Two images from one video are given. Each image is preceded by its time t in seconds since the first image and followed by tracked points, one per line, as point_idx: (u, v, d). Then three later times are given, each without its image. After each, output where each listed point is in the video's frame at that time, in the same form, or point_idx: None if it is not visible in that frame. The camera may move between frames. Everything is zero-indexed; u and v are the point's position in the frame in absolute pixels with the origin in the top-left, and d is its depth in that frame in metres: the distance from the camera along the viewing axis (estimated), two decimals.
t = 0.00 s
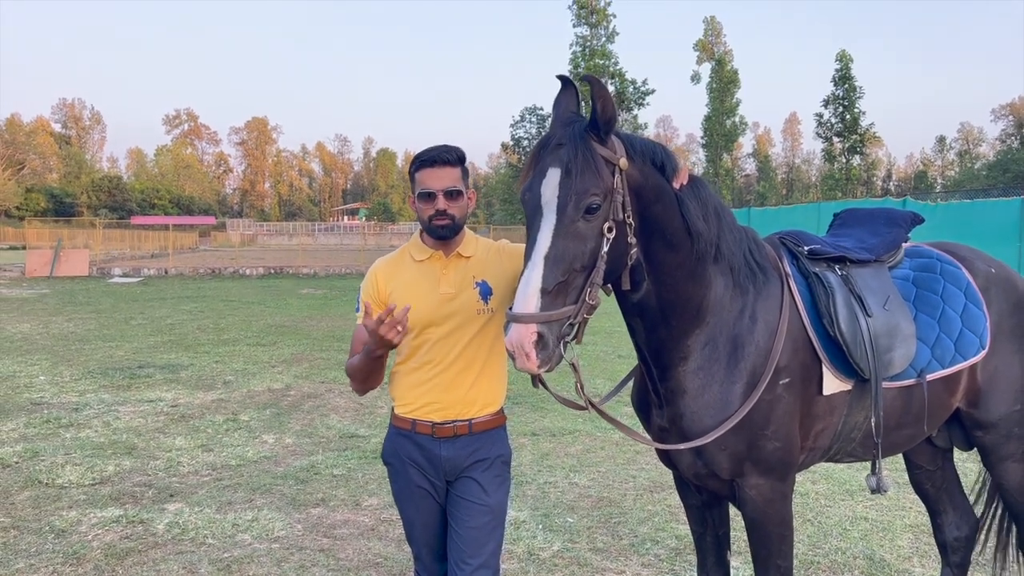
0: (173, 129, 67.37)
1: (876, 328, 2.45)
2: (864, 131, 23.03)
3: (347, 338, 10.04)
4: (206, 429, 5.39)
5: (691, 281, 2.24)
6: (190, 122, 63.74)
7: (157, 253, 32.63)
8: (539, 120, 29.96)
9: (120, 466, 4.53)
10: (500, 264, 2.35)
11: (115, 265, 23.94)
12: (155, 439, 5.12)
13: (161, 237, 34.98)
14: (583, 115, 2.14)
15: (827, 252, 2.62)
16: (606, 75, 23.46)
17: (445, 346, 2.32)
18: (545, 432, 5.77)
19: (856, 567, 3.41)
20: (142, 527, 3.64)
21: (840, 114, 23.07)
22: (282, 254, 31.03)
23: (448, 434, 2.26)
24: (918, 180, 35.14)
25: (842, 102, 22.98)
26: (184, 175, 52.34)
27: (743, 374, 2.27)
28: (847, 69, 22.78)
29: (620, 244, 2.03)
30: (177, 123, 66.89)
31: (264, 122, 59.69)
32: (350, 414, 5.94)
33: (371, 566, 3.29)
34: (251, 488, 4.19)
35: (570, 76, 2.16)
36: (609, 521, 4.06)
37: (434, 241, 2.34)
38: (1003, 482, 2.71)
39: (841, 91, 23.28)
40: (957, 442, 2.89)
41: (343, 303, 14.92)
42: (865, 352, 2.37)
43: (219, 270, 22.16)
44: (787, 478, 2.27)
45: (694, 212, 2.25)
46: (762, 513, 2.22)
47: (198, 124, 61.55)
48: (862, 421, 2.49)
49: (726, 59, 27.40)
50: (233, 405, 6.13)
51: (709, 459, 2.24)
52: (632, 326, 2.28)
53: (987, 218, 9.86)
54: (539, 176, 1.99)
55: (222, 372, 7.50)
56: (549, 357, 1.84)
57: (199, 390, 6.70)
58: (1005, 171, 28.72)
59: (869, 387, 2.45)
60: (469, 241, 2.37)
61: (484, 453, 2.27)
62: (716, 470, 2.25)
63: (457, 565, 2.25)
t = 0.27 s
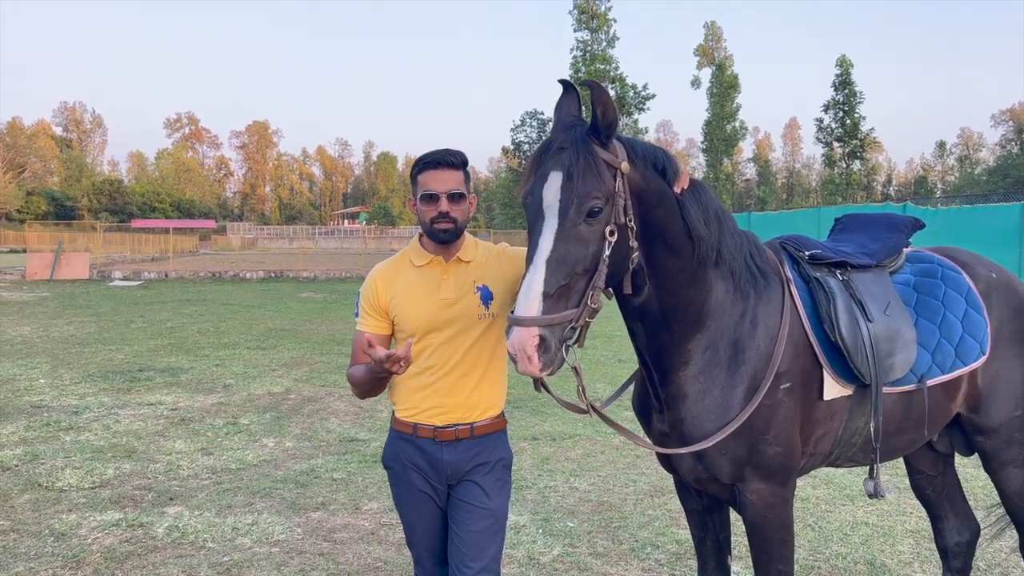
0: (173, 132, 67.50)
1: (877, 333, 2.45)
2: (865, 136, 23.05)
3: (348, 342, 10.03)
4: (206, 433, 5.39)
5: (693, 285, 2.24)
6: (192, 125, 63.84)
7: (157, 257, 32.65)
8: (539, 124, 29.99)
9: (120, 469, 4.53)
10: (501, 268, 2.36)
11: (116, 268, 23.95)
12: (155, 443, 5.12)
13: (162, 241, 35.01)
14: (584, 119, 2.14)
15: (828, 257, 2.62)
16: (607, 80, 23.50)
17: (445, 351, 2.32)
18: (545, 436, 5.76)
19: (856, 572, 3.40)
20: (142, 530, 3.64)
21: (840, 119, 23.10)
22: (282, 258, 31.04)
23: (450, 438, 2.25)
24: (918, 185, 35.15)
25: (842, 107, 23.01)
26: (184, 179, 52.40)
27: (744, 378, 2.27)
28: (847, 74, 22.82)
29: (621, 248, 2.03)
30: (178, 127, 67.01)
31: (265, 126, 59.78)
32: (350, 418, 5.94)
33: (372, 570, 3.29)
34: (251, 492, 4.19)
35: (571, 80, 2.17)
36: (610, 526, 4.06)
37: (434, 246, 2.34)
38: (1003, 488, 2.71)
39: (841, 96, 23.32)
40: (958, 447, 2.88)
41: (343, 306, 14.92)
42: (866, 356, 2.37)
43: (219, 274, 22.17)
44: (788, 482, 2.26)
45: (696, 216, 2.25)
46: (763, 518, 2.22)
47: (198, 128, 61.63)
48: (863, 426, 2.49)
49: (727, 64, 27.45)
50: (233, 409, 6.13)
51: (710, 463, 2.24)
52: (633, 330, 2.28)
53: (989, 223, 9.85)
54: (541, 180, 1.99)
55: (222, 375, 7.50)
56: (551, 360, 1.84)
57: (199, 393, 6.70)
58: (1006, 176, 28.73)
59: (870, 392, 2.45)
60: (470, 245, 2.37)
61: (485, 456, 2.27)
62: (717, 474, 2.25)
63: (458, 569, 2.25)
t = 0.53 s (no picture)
0: (174, 135, 67.63)
1: (878, 336, 2.45)
2: (865, 140, 23.05)
3: (348, 345, 10.03)
4: (207, 435, 5.39)
5: (694, 288, 2.25)
6: (193, 128, 63.92)
7: (158, 259, 32.67)
8: (540, 127, 30.01)
9: (121, 471, 4.53)
10: (502, 271, 2.36)
11: (116, 270, 23.96)
12: (156, 445, 5.11)
13: (162, 243, 35.04)
14: (586, 122, 2.15)
15: (830, 260, 2.62)
16: (607, 83, 23.52)
17: (448, 355, 2.32)
18: (546, 439, 5.76)
19: None
20: (143, 532, 3.64)
21: (840, 123, 23.11)
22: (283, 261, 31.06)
23: (453, 439, 2.25)
24: (919, 189, 35.15)
25: (843, 111, 23.02)
26: (185, 181, 52.46)
27: (746, 381, 2.27)
28: (848, 78, 22.83)
29: (623, 251, 2.03)
30: (179, 129, 67.13)
31: (266, 129, 59.85)
32: (350, 421, 5.93)
33: (372, 573, 3.29)
34: (252, 494, 4.18)
35: (573, 83, 2.17)
36: (610, 529, 4.05)
37: (435, 249, 2.34)
38: (1005, 491, 2.70)
39: (841, 100, 23.33)
40: (959, 451, 2.88)
41: (343, 309, 14.93)
42: (867, 359, 2.37)
43: (219, 276, 22.19)
44: (789, 485, 2.26)
45: (697, 219, 2.25)
46: (764, 521, 2.22)
47: (200, 131, 61.71)
48: (864, 429, 2.49)
49: (727, 68, 27.47)
50: (233, 411, 6.12)
51: (711, 466, 2.24)
52: (635, 333, 2.28)
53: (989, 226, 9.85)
54: (543, 183, 2.00)
55: (222, 378, 7.50)
56: (552, 362, 1.84)
57: (200, 395, 6.70)
58: (1006, 181, 28.72)
59: (872, 395, 2.45)
60: (470, 249, 2.37)
61: (488, 458, 2.27)
62: (718, 477, 2.25)
63: (460, 570, 2.24)
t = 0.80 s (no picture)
0: (175, 135, 67.72)
1: (879, 336, 2.45)
2: (866, 141, 23.05)
3: (349, 345, 10.04)
4: (208, 435, 5.39)
5: (695, 288, 2.25)
6: (194, 129, 63.98)
7: (159, 260, 32.70)
8: (541, 128, 30.02)
9: (122, 471, 4.53)
10: (503, 271, 2.36)
11: (117, 271, 23.97)
12: (157, 445, 5.12)
13: (163, 244, 35.08)
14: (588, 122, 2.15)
15: (830, 260, 2.62)
16: (609, 84, 23.52)
17: (449, 357, 2.33)
18: (547, 439, 5.76)
19: None
20: (144, 532, 3.64)
21: (842, 124, 23.11)
22: (284, 261, 31.08)
23: (457, 438, 2.26)
24: (920, 191, 35.13)
25: (844, 112, 23.02)
26: (186, 182, 52.52)
27: (747, 381, 2.27)
28: (849, 79, 22.83)
29: (624, 252, 2.03)
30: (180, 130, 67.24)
31: (267, 129, 59.90)
32: (351, 421, 5.94)
33: (373, 572, 3.29)
34: (253, 494, 4.19)
35: (575, 83, 2.17)
36: (611, 529, 4.05)
37: (432, 252, 2.34)
38: (1005, 492, 2.70)
39: (843, 101, 23.33)
40: (960, 451, 2.88)
41: (344, 310, 14.94)
42: (868, 359, 2.37)
43: (220, 276, 22.20)
44: (790, 485, 2.26)
45: (698, 219, 2.25)
46: (766, 520, 2.22)
47: (201, 131, 61.77)
48: (865, 429, 2.49)
49: (729, 69, 27.47)
50: (234, 411, 6.13)
51: (712, 466, 2.24)
52: (636, 333, 2.28)
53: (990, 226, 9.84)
54: (545, 182, 2.00)
55: (223, 378, 7.50)
56: (553, 362, 1.84)
57: (201, 396, 6.70)
58: (1007, 182, 28.69)
59: (872, 395, 2.45)
60: (469, 249, 2.38)
61: (491, 457, 2.27)
62: (719, 477, 2.25)
63: (464, 567, 2.25)
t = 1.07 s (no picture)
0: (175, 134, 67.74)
1: (877, 334, 2.45)
2: (866, 140, 23.05)
3: (349, 344, 10.04)
4: (208, 434, 5.39)
5: (694, 286, 2.25)
6: (194, 128, 63.97)
7: (159, 259, 32.72)
8: (541, 127, 30.02)
9: (121, 471, 4.53)
10: (502, 270, 2.37)
11: (117, 270, 23.98)
12: (156, 444, 5.12)
13: (163, 243, 35.10)
14: (585, 121, 2.15)
15: (828, 259, 2.63)
16: (608, 83, 23.51)
17: (447, 354, 2.33)
18: (546, 438, 5.77)
19: None
20: (143, 531, 3.64)
21: (841, 123, 23.11)
22: (284, 260, 31.08)
23: (454, 438, 2.26)
24: (920, 190, 35.13)
25: (844, 111, 23.03)
26: (186, 181, 52.53)
27: (745, 379, 2.27)
28: (849, 78, 22.83)
29: (622, 250, 2.03)
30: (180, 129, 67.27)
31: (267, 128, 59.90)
32: (351, 420, 5.94)
33: (372, 572, 3.29)
34: (252, 494, 4.19)
35: (573, 82, 2.17)
36: (610, 528, 4.05)
37: (433, 248, 2.34)
38: (1003, 491, 2.70)
39: (842, 100, 23.34)
40: (958, 450, 2.89)
41: (344, 309, 14.94)
42: (866, 357, 2.38)
43: (220, 276, 22.21)
44: (788, 483, 2.26)
45: (696, 217, 2.26)
46: (763, 519, 2.22)
47: (201, 130, 61.77)
48: (863, 428, 2.49)
49: (729, 68, 27.47)
50: (234, 411, 6.13)
51: (711, 464, 2.24)
52: (635, 331, 2.28)
53: (990, 225, 9.83)
54: (542, 181, 2.00)
55: (223, 377, 7.50)
56: (551, 360, 1.84)
57: (200, 395, 6.70)
58: (1007, 181, 28.69)
59: (871, 394, 2.45)
60: (469, 247, 2.38)
61: (488, 457, 2.27)
62: (717, 475, 2.25)
63: (461, 567, 2.25)
